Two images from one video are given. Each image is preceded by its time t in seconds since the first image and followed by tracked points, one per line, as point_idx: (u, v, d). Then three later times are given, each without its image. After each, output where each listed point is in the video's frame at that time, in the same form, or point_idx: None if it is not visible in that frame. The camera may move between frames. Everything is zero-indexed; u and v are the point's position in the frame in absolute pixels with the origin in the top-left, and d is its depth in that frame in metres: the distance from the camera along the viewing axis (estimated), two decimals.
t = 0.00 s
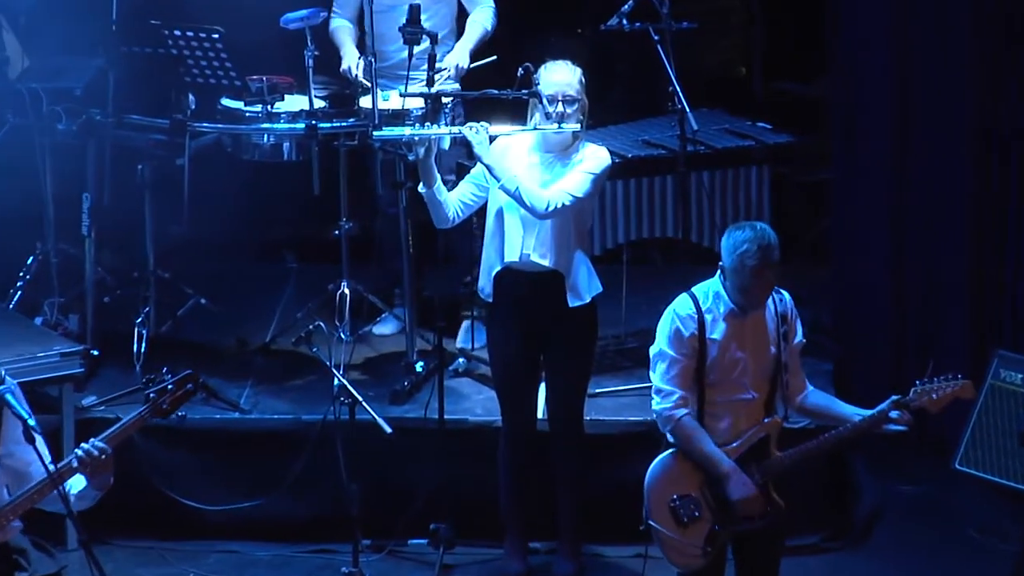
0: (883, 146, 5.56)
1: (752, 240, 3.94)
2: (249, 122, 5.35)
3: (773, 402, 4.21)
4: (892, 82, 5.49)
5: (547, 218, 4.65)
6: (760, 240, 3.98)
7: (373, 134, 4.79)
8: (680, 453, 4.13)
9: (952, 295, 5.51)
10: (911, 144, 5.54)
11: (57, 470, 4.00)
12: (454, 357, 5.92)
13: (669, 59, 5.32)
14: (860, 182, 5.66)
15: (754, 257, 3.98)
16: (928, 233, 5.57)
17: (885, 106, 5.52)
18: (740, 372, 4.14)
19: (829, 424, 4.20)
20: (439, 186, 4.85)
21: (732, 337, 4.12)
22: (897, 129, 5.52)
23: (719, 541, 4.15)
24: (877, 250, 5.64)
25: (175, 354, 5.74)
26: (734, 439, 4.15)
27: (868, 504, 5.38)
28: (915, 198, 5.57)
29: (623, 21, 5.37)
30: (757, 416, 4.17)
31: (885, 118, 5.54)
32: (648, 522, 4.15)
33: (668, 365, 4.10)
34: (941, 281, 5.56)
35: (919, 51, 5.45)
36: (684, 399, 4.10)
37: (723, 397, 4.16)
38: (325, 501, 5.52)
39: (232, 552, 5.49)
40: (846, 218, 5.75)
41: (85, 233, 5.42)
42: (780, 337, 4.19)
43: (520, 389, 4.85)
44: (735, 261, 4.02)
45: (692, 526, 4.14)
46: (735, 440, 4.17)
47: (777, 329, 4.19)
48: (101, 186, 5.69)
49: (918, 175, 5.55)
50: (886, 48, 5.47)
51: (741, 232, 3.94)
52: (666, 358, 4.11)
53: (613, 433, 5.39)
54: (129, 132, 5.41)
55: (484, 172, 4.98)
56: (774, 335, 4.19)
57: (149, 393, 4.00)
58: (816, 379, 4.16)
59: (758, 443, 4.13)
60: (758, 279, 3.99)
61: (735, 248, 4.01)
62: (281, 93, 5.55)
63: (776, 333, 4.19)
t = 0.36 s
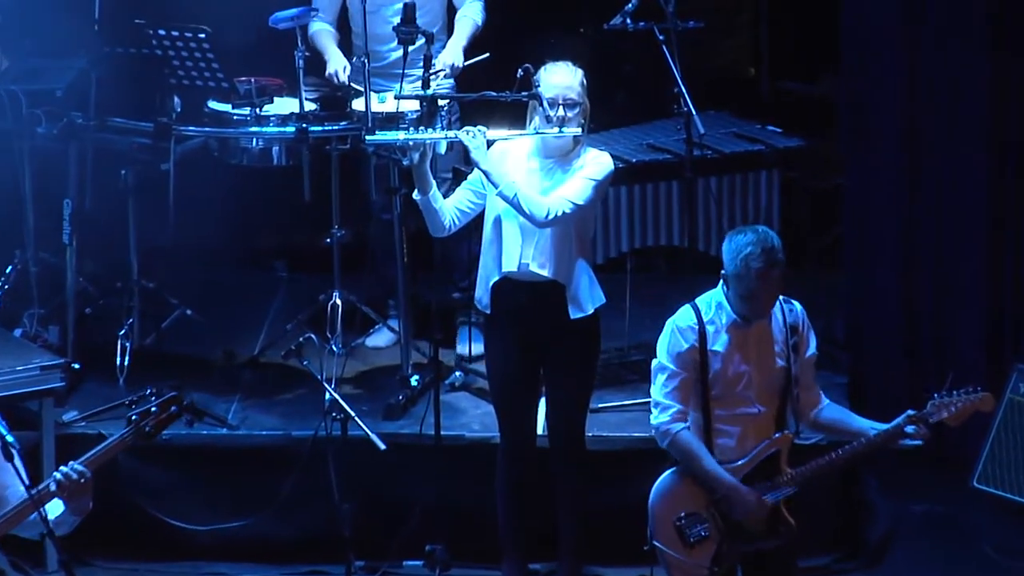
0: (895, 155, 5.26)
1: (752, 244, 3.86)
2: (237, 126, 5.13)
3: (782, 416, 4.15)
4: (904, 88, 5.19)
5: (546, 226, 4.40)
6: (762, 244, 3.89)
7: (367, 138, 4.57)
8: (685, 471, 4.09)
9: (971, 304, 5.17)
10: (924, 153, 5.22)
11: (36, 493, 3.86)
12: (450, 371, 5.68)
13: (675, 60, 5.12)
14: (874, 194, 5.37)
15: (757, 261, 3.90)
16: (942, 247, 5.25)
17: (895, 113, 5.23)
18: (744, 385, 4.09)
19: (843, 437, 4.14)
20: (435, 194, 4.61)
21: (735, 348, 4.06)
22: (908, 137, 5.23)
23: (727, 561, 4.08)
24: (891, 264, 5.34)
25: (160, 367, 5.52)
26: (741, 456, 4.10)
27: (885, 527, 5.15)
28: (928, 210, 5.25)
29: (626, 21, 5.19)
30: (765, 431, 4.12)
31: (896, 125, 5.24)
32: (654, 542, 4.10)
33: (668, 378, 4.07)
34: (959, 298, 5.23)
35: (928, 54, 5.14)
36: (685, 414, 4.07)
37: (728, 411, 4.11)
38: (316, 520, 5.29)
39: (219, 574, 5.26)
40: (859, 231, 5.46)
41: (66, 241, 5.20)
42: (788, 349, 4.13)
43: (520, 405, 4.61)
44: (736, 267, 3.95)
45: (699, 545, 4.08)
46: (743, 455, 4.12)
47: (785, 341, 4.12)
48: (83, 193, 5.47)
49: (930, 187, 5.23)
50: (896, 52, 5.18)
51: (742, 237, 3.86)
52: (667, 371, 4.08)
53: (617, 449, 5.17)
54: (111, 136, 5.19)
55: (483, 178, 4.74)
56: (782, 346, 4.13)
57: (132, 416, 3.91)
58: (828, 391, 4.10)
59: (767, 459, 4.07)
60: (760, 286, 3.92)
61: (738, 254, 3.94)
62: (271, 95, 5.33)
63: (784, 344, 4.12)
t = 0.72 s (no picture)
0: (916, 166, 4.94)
1: (774, 255, 3.74)
2: (224, 129, 4.91)
3: (794, 431, 4.05)
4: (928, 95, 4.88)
5: (548, 233, 4.12)
6: (783, 255, 3.77)
7: (360, 140, 4.34)
8: (690, 486, 3.95)
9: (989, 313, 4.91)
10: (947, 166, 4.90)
11: (12, 507, 3.79)
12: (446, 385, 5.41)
13: (682, 59, 4.90)
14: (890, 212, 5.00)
15: (777, 273, 3.77)
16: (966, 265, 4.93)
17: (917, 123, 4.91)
18: (757, 399, 3.97)
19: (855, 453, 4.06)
20: (431, 200, 4.33)
21: (748, 360, 3.94)
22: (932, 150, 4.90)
23: None
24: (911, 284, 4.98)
25: (144, 381, 5.28)
26: (750, 472, 4.00)
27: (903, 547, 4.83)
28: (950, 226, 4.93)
29: (631, 18, 4.97)
30: (776, 446, 4.02)
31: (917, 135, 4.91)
32: (654, 559, 3.99)
33: (678, 391, 3.93)
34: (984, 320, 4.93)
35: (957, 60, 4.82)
36: (694, 427, 3.93)
37: (738, 425, 3.99)
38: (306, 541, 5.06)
39: None
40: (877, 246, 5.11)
41: (44, 248, 4.96)
42: (802, 361, 4.02)
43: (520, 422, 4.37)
44: (753, 278, 3.82)
45: (703, 563, 3.96)
46: (750, 471, 4.02)
47: (799, 353, 4.01)
48: (62, 198, 5.24)
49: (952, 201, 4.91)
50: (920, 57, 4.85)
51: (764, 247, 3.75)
52: (676, 384, 3.94)
53: (622, 466, 4.93)
54: (92, 139, 4.96)
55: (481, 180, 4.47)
56: (795, 358, 4.02)
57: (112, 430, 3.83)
58: (844, 406, 4.01)
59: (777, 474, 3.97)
60: (780, 299, 3.80)
61: (757, 264, 3.81)
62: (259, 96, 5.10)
63: (798, 356, 4.01)
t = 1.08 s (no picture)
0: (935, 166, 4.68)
1: (782, 254, 3.48)
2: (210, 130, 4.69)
3: (805, 445, 3.80)
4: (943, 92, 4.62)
5: (549, 241, 3.87)
6: (793, 251, 3.52)
7: (353, 141, 4.13)
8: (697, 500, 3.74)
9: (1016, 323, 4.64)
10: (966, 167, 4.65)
11: None
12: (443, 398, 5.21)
13: (689, 57, 4.71)
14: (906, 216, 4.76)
15: (785, 272, 3.52)
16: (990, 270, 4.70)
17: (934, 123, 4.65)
18: (765, 412, 3.73)
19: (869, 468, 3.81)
20: (426, 205, 4.08)
21: (756, 371, 3.70)
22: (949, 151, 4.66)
23: None
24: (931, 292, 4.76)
25: (128, 394, 5.06)
26: (760, 488, 3.75)
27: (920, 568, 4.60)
28: (972, 230, 4.69)
29: (636, 15, 4.78)
30: (787, 461, 3.77)
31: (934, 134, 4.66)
32: None
33: (681, 403, 3.69)
34: (1007, 327, 4.68)
35: (975, 55, 4.59)
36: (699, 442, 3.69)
37: (746, 440, 3.75)
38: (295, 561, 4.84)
39: None
40: (894, 251, 4.82)
41: (22, 256, 4.74)
42: (812, 372, 3.76)
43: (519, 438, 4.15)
44: (759, 279, 3.57)
45: None
46: (761, 487, 3.76)
47: (808, 365, 3.75)
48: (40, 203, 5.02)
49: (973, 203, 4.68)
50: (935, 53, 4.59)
51: (771, 246, 3.49)
52: (678, 396, 3.69)
53: (625, 483, 4.72)
54: (71, 141, 4.75)
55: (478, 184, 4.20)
56: (805, 370, 3.77)
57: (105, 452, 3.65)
58: (857, 417, 3.76)
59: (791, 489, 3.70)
60: (788, 302, 3.54)
61: (764, 264, 3.55)
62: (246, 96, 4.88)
63: (807, 368, 3.76)
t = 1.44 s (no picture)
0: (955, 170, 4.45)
1: (801, 262, 3.25)
2: (196, 131, 4.48)
3: (819, 461, 3.53)
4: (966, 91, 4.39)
5: (549, 248, 3.65)
6: (810, 260, 3.30)
7: (343, 142, 3.90)
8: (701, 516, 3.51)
9: None
10: (987, 173, 4.42)
11: None
12: (439, 414, 4.98)
13: (697, 56, 4.50)
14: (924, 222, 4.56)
15: (804, 281, 3.29)
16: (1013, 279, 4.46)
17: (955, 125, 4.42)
18: (776, 426, 3.47)
19: (888, 485, 3.55)
20: (421, 209, 3.84)
21: (767, 385, 3.44)
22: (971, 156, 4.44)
23: None
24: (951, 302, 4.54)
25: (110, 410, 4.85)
26: (770, 506, 3.50)
27: None
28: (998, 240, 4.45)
29: (641, 12, 4.57)
30: (798, 478, 3.51)
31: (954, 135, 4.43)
32: None
33: (684, 414, 3.44)
34: None
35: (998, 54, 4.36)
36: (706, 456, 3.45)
37: (756, 456, 3.50)
38: None
39: None
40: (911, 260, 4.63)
41: None
42: (826, 385, 3.50)
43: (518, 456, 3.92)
44: (774, 289, 3.33)
45: None
46: (771, 505, 3.52)
47: (823, 377, 3.49)
48: (18, 208, 4.81)
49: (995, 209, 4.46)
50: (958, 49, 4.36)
51: (787, 254, 3.26)
52: (682, 406, 3.44)
53: (630, 503, 4.49)
54: (50, 143, 4.54)
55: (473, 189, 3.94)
56: (820, 383, 3.50)
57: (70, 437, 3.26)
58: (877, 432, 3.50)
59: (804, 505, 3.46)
60: (807, 313, 3.30)
61: (779, 274, 3.32)
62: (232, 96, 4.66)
63: (822, 380, 3.49)
